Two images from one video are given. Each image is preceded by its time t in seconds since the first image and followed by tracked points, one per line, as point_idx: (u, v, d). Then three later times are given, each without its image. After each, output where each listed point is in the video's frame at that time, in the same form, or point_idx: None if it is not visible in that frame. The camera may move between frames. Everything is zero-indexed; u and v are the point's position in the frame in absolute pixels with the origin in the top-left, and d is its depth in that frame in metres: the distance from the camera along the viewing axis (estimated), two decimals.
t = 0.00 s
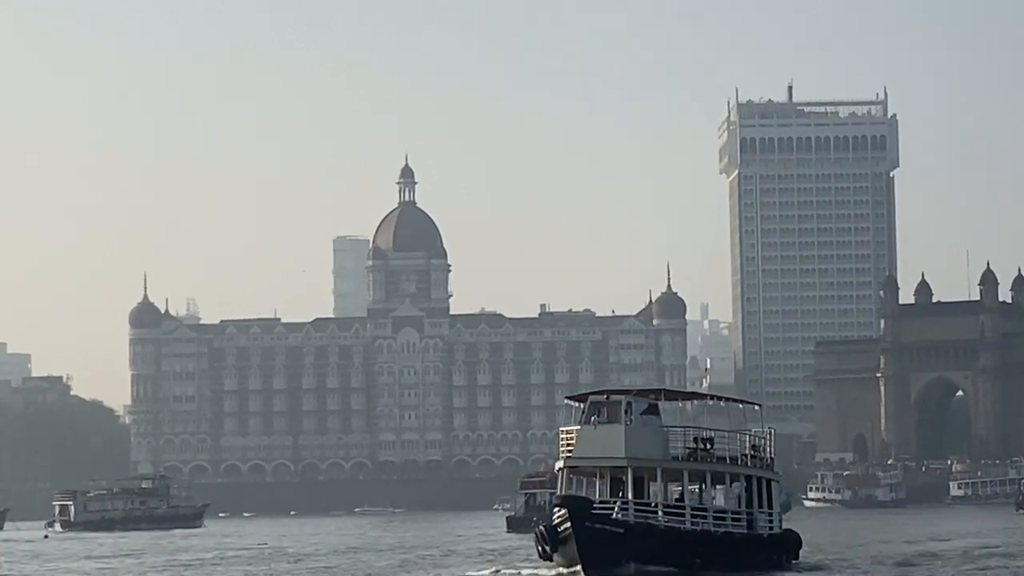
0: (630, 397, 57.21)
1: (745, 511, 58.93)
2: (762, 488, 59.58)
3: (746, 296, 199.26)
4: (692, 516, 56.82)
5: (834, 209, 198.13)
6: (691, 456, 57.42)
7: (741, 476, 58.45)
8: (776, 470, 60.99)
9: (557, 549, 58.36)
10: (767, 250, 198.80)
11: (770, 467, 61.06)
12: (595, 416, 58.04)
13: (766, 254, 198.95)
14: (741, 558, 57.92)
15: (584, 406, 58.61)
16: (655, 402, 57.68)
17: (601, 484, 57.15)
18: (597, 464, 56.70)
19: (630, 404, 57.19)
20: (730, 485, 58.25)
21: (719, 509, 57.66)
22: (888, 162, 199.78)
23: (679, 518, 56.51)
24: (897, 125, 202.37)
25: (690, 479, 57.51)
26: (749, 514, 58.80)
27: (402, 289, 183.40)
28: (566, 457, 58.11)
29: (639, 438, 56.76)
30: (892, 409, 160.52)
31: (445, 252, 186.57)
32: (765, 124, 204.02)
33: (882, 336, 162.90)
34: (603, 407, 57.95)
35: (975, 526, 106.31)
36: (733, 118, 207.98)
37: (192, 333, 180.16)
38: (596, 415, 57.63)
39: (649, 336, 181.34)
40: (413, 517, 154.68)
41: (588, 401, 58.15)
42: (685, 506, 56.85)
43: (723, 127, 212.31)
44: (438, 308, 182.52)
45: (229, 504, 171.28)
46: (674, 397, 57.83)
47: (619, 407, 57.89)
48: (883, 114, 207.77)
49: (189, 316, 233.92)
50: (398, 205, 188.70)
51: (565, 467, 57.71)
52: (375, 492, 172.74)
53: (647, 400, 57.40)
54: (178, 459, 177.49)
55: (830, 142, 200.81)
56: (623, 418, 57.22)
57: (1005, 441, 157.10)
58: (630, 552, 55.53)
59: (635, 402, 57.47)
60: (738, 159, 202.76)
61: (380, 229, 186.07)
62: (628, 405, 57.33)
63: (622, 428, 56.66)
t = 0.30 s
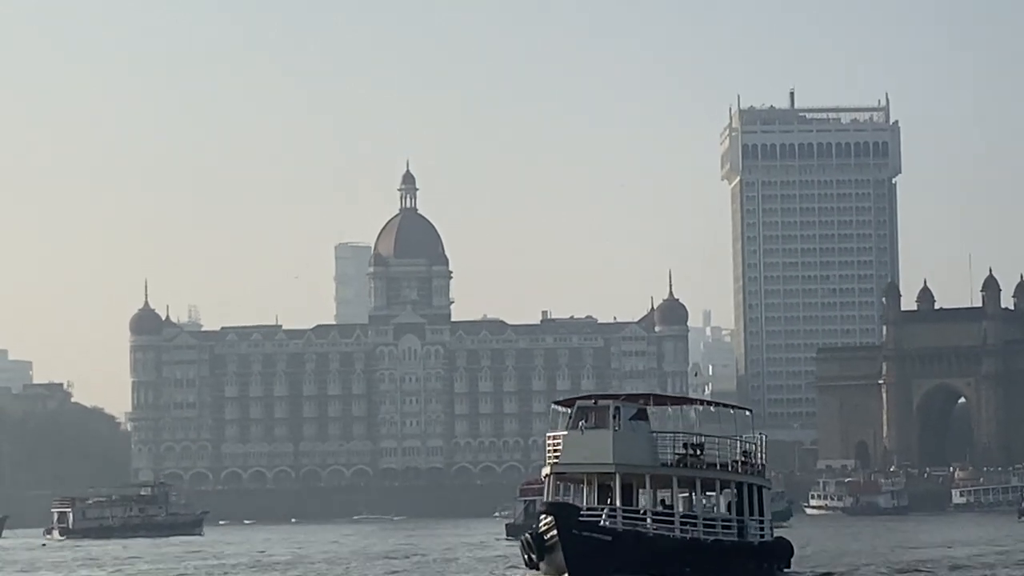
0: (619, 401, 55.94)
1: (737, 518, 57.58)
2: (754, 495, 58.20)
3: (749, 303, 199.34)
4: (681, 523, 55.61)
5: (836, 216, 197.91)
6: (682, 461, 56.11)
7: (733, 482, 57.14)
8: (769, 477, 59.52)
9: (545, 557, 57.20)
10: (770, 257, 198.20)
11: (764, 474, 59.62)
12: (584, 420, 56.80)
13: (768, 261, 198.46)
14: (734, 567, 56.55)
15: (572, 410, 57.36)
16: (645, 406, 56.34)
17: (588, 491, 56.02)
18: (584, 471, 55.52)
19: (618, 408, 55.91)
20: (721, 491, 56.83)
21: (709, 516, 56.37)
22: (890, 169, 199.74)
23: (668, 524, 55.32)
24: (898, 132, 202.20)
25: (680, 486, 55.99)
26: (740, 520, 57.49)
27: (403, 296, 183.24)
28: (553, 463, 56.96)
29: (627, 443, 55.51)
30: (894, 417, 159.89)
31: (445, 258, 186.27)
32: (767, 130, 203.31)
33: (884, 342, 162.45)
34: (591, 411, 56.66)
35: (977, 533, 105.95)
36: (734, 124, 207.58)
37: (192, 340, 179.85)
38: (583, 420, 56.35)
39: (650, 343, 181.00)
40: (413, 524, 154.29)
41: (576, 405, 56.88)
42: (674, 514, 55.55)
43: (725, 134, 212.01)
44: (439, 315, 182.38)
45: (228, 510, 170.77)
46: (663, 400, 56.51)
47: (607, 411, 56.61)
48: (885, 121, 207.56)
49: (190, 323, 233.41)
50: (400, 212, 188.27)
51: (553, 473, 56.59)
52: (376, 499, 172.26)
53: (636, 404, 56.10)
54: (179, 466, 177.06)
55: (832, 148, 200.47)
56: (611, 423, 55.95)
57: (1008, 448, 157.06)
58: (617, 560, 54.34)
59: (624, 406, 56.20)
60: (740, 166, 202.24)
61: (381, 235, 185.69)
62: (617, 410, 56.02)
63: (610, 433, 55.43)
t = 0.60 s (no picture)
0: (607, 403, 50.34)
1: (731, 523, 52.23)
2: (747, 499, 52.83)
3: (749, 307, 198.88)
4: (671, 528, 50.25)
5: (837, 221, 197.79)
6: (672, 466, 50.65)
7: (725, 486, 51.69)
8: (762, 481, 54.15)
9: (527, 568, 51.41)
10: (771, 261, 198.55)
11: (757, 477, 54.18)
12: (570, 422, 51.19)
13: (770, 265, 198.62)
14: None
15: (558, 411, 51.72)
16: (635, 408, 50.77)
17: (575, 497, 50.45)
18: (571, 476, 50.03)
19: (606, 411, 50.27)
20: (712, 496, 51.41)
21: (700, 522, 51.01)
22: (891, 173, 198.73)
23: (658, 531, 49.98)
24: (900, 136, 201.48)
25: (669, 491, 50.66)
26: (733, 526, 52.04)
27: (404, 301, 182.84)
28: (539, 466, 51.30)
29: (615, 447, 50.03)
30: (895, 424, 159.23)
31: (446, 263, 185.94)
32: (768, 134, 202.64)
33: (885, 347, 162.04)
34: (578, 413, 51.08)
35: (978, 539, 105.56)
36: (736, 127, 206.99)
37: (192, 344, 179.34)
38: (570, 423, 50.79)
39: (651, 347, 180.34)
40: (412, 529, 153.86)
41: (562, 407, 51.27)
42: (664, 520, 50.20)
43: (726, 138, 211.67)
44: (440, 319, 181.87)
45: (227, 515, 170.51)
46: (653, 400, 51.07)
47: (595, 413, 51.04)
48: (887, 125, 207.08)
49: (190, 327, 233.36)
50: (401, 217, 187.88)
51: (538, 478, 50.97)
52: (375, 504, 171.95)
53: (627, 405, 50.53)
54: (178, 471, 176.81)
55: (834, 152, 199.85)
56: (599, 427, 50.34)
57: (1009, 453, 157.01)
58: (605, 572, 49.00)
59: (612, 409, 50.51)
60: (741, 170, 201.86)
61: (381, 240, 185.36)
62: (605, 412, 50.40)
63: (599, 437, 49.90)
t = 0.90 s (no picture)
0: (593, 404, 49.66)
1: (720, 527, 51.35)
2: (736, 503, 51.96)
3: (749, 310, 197.97)
4: (658, 532, 49.46)
5: (838, 225, 197.43)
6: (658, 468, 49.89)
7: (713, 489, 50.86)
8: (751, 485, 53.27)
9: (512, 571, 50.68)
10: (772, 264, 197.81)
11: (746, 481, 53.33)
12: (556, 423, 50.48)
13: (770, 269, 197.90)
14: None
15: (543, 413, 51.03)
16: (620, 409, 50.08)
17: (560, 500, 49.67)
18: (555, 479, 49.31)
19: (592, 412, 49.60)
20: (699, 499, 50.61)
21: (688, 526, 50.18)
22: (893, 176, 198.43)
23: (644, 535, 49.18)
24: (901, 139, 201.13)
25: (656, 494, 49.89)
26: (722, 530, 51.19)
27: (404, 303, 182.52)
28: (523, 469, 50.60)
29: (601, 448, 49.32)
30: (897, 427, 158.81)
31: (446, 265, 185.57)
32: (769, 137, 202.29)
33: (886, 351, 161.71)
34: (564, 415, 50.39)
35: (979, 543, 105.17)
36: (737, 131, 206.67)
37: (192, 346, 179.18)
38: (555, 425, 50.16)
39: (651, 350, 179.81)
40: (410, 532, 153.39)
41: (548, 409, 50.58)
42: (651, 524, 49.39)
43: (727, 142, 211.31)
44: (440, 321, 181.51)
45: (227, 517, 170.23)
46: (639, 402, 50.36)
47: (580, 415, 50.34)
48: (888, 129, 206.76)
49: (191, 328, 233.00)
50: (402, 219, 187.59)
51: (522, 480, 50.26)
52: (375, 507, 171.52)
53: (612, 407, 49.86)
54: (178, 473, 176.54)
55: (835, 156, 199.59)
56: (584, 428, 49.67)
57: (1011, 456, 156.28)
58: None
59: (598, 410, 49.84)
60: (742, 174, 201.48)
61: (382, 242, 185.03)
62: (591, 413, 49.74)
63: (584, 439, 49.19)
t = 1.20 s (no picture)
0: (580, 403, 48.95)
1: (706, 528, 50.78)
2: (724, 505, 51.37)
3: (751, 310, 197.46)
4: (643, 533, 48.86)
5: (840, 225, 197.12)
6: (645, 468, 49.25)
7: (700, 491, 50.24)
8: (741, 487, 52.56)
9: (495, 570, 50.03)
10: (773, 265, 197.35)
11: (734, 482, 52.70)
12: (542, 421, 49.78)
13: (771, 270, 197.46)
14: None
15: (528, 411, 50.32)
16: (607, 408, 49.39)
17: (545, 499, 49.01)
18: (540, 478, 48.62)
19: (578, 410, 48.89)
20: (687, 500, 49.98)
21: (675, 527, 49.58)
22: (895, 177, 198.20)
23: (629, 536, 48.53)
24: (903, 140, 200.88)
25: (643, 494, 49.23)
26: (709, 531, 50.61)
27: (405, 303, 182.13)
28: (507, 467, 49.93)
29: (587, 448, 48.65)
30: (897, 428, 158.62)
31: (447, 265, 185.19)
32: (771, 138, 202.09)
33: (888, 351, 161.44)
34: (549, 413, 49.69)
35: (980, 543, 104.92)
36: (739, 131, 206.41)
37: (193, 345, 178.88)
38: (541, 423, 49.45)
39: (652, 350, 179.39)
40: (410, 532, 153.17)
41: (533, 406, 49.87)
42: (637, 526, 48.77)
43: (729, 142, 210.98)
44: (440, 321, 181.17)
45: (227, 517, 169.96)
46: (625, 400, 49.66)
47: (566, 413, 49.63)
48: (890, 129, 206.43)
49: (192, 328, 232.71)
50: (402, 219, 187.27)
51: (506, 479, 49.57)
52: (374, 507, 171.13)
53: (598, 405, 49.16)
54: (178, 472, 176.30)
55: (837, 157, 199.35)
56: (570, 427, 48.97)
57: (1012, 457, 156.04)
58: None
59: (585, 409, 49.13)
60: (744, 174, 201.16)
61: (383, 241, 184.68)
62: (577, 411, 49.04)
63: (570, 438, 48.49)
